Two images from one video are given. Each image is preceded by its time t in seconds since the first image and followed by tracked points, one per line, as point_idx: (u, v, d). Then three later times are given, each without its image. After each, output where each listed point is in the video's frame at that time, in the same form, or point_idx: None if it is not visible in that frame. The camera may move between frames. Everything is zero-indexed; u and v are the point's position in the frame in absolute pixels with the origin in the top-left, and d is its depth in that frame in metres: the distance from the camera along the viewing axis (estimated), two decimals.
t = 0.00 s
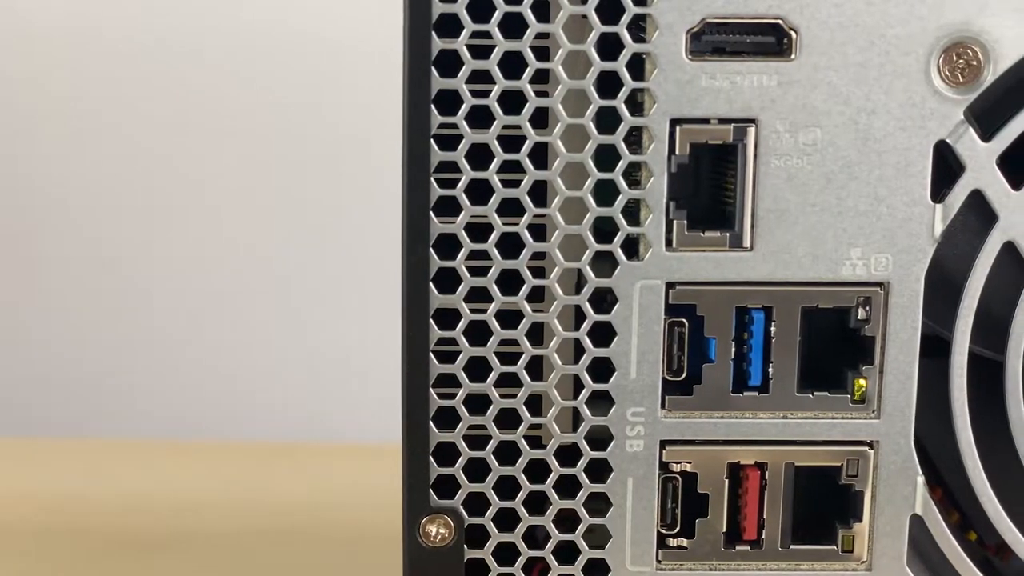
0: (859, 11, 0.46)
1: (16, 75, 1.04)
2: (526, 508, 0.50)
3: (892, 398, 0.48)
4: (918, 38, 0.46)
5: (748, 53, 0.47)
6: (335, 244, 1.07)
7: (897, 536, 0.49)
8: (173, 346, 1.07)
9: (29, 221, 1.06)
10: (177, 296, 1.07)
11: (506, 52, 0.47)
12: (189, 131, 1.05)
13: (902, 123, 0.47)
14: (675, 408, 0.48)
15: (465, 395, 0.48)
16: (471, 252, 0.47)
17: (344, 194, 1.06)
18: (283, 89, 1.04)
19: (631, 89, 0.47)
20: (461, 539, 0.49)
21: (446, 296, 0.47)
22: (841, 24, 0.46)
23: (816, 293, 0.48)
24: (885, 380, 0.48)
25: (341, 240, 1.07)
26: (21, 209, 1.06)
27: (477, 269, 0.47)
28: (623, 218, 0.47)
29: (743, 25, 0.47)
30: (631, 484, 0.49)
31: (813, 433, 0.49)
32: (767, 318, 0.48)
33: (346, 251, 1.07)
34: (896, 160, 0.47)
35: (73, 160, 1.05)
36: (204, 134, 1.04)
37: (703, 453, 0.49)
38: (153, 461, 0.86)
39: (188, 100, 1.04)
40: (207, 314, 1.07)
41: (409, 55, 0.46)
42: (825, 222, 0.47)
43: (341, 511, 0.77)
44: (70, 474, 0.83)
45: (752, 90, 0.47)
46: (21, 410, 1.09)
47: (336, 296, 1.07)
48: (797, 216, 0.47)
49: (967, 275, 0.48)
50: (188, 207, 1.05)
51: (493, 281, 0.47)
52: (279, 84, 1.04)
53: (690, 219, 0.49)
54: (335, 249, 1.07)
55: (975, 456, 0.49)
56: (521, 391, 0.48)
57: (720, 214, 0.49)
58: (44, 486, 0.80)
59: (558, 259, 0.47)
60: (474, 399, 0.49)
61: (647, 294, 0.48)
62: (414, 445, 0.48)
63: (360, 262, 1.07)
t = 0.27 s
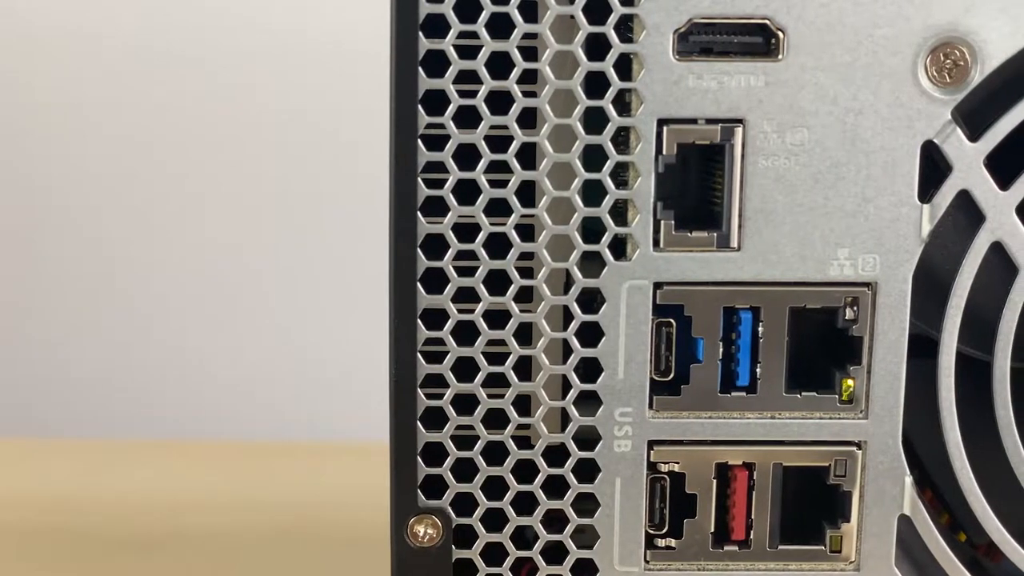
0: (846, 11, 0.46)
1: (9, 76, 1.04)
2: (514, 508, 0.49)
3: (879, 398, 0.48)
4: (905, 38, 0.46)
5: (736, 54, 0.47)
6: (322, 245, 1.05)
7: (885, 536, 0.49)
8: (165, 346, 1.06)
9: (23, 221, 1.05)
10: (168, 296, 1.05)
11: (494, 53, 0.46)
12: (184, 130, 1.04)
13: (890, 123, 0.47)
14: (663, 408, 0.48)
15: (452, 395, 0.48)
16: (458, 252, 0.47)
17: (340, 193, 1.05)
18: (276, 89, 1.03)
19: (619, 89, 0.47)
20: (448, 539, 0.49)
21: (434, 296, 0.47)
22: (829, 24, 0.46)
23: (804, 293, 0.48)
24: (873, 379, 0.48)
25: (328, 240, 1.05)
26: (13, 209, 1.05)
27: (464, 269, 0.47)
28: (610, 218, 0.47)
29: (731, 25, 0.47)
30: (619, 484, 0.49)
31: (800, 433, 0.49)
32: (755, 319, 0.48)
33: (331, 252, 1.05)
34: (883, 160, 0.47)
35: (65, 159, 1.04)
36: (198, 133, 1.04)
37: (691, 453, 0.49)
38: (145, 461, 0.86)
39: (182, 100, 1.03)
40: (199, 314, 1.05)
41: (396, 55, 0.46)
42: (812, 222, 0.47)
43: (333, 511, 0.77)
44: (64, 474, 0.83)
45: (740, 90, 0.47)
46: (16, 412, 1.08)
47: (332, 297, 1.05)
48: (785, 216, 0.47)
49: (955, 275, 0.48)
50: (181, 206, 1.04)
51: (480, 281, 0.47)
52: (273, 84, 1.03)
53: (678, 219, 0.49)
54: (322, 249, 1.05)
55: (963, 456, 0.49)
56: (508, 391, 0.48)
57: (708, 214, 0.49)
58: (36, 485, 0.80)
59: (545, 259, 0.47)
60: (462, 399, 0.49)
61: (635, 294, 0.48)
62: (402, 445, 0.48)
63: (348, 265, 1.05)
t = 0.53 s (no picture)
0: (838, 11, 0.46)
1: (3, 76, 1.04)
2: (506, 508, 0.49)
3: (872, 398, 0.48)
4: (897, 38, 0.46)
5: (728, 54, 0.47)
6: (323, 245, 1.05)
7: (878, 536, 0.49)
8: (163, 346, 1.06)
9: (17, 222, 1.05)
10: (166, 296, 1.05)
11: (486, 53, 0.46)
12: (182, 130, 1.04)
13: (882, 123, 0.47)
14: (655, 408, 0.48)
15: (445, 395, 0.48)
16: (451, 252, 0.47)
17: (335, 192, 1.05)
18: (272, 89, 1.04)
19: (611, 90, 0.47)
20: (441, 540, 0.49)
21: (426, 296, 0.47)
22: (821, 25, 0.46)
23: (796, 293, 0.48)
24: (866, 380, 0.48)
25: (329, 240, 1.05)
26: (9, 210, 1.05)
27: (457, 269, 0.48)
28: (602, 218, 0.47)
29: (723, 25, 0.47)
30: (611, 484, 0.49)
31: (793, 433, 0.49)
32: (747, 319, 0.48)
33: (333, 251, 1.05)
34: (875, 160, 0.47)
35: (63, 159, 1.04)
36: (196, 133, 1.04)
37: (684, 453, 0.49)
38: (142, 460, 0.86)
39: (179, 99, 1.03)
40: (197, 314, 1.05)
41: (387, 55, 0.46)
42: (805, 222, 0.47)
43: (329, 511, 0.77)
44: (59, 474, 0.82)
45: (732, 90, 0.47)
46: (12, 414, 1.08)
47: (328, 296, 1.06)
48: (777, 216, 0.47)
49: (947, 275, 0.48)
50: (179, 206, 1.04)
51: (472, 281, 0.47)
52: (271, 83, 1.04)
53: (670, 219, 0.49)
54: (322, 250, 1.05)
55: (955, 456, 0.49)
56: (501, 391, 0.48)
57: (700, 215, 0.49)
58: (31, 485, 0.80)
59: (537, 260, 0.47)
60: (455, 400, 0.49)
61: (628, 294, 0.48)
62: (394, 446, 0.48)
63: (348, 265, 1.06)
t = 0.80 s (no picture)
0: (817, 11, 0.46)
1: None
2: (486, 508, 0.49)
3: (851, 398, 0.48)
4: (875, 38, 0.46)
5: (707, 54, 0.47)
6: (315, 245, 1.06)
7: (857, 536, 0.49)
8: (153, 346, 1.05)
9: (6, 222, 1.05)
10: (156, 296, 1.05)
11: (463, 53, 0.46)
12: (172, 130, 1.04)
13: (860, 123, 0.47)
14: (634, 408, 0.48)
15: (424, 395, 0.48)
16: (429, 252, 0.47)
17: (325, 192, 1.05)
18: (262, 88, 1.03)
19: (589, 89, 0.47)
20: (420, 539, 0.49)
21: (405, 296, 0.47)
22: (799, 24, 0.46)
23: (775, 293, 0.48)
24: (844, 380, 0.48)
25: (321, 241, 1.06)
26: None
27: (435, 269, 0.47)
28: (581, 218, 0.47)
29: (702, 24, 0.47)
30: (590, 484, 0.49)
31: (772, 433, 0.49)
32: (726, 318, 0.48)
33: (325, 253, 1.06)
34: (854, 160, 0.47)
35: (52, 158, 1.04)
36: (186, 133, 1.04)
37: (663, 453, 0.49)
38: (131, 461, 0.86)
39: (170, 99, 1.03)
40: (188, 314, 1.05)
41: (365, 55, 0.46)
42: (783, 222, 0.47)
43: (316, 511, 0.77)
44: (46, 475, 0.82)
45: (710, 90, 0.47)
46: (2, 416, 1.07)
47: (319, 295, 1.06)
48: (756, 216, 0.47)
49: (926, 275, 0.48)
50: (168, 206, 1.04)
51: (451, 281, 0.47)
52: (261, 83, 1.03)
53: (649, 219, 0.49)
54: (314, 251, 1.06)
55: (934, 456, 0.49)
56: (480, 391, 0.48)
57: (679, 214, 0.49)
58: (17, 486, 0.80)
59: (516, 259, 0.47)
60: (434, 399, 0.49)
61: (606, 294, 0.48)
62: (373, 446, 0.48)
63: (339, 265, 1.06)
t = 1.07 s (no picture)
0: (795, 11, 0.46)
1: None
2: (466, 508, 0.49)
3: (830, 399, 0.48)
4: (854, 38, 0.46)
5: (686, 54, 0.47)
6: (304, 246, 1.05)
7: (837, 536, 0.49)
8: (145, 345, 1.06)
9: None
10: (148, 296, 1.05)
11: (443, 53, 0.46)
12: (162, 130, 1.04)
13: (839, 123, 0.47)
14: (614, 408, 0.48)
15: (403, 395, 0.48)
16: (408, 252, 0.47)
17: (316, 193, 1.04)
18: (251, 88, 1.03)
19: (568, 89, 0.46)
20: (400, 540, 0.49)
21: (384, 296, 0.47)
22: (778, 25, 0.46)
23: (755, 293, 0.48)
24: (824, 380, 0.48)
25: (310, 241, 1.05)
26: None
27: (414, 269, 0.47)
28: (560, 218, 0.47)
29: (681, 25, 0.47)
30: (570, 484, 0.49)
31: (752, 434, 0.49)
32: (706, 318, 0.48)
33: (313, 253, 1.05)
34: (833, 160, 0.47)
35: (44, 158, 1.04)
36: (177, 133, 1.04)
37: (643, 453, 0.49)
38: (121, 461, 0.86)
39: (161, 99, 1.03)
40: (179, 314, 1.05)
41: (344, 55, 0.46)
42: (762, 222, 0.47)
43: (304, 511, 0.77)
44: (34, 474, 0.82)
45: (689, 90, 0.47)
46: None
47: (310, 296, 1.06)
48: (735, 216, 0.47)
49: (906, 275, 0.48)
50: (158, 206, 1.04)
51: (430, 281, 0.47)
52: (250, 82, 1.03)
53: (629, 219, 0.49)
54: (303, 251, 1.05)
55: (914, 456, 0.49)
56: (459, 391, 0.48)
57: (660, 214, 0.49)
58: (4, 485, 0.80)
59: (495, 259, 0.47)
60: (414, 400, 0.49)
61: (586, 294, 0.48)
62: (352, 446, 0.48)
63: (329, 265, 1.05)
